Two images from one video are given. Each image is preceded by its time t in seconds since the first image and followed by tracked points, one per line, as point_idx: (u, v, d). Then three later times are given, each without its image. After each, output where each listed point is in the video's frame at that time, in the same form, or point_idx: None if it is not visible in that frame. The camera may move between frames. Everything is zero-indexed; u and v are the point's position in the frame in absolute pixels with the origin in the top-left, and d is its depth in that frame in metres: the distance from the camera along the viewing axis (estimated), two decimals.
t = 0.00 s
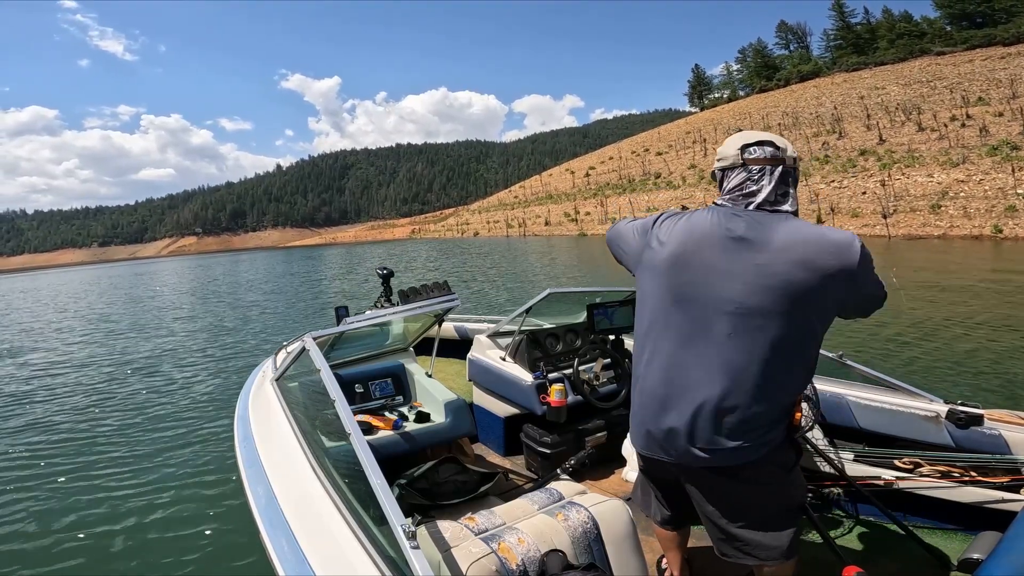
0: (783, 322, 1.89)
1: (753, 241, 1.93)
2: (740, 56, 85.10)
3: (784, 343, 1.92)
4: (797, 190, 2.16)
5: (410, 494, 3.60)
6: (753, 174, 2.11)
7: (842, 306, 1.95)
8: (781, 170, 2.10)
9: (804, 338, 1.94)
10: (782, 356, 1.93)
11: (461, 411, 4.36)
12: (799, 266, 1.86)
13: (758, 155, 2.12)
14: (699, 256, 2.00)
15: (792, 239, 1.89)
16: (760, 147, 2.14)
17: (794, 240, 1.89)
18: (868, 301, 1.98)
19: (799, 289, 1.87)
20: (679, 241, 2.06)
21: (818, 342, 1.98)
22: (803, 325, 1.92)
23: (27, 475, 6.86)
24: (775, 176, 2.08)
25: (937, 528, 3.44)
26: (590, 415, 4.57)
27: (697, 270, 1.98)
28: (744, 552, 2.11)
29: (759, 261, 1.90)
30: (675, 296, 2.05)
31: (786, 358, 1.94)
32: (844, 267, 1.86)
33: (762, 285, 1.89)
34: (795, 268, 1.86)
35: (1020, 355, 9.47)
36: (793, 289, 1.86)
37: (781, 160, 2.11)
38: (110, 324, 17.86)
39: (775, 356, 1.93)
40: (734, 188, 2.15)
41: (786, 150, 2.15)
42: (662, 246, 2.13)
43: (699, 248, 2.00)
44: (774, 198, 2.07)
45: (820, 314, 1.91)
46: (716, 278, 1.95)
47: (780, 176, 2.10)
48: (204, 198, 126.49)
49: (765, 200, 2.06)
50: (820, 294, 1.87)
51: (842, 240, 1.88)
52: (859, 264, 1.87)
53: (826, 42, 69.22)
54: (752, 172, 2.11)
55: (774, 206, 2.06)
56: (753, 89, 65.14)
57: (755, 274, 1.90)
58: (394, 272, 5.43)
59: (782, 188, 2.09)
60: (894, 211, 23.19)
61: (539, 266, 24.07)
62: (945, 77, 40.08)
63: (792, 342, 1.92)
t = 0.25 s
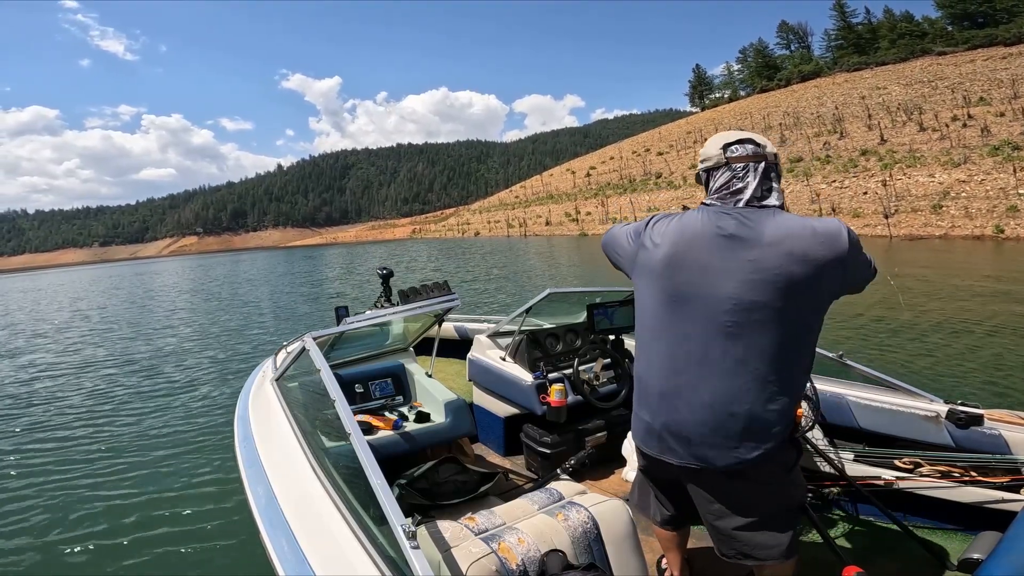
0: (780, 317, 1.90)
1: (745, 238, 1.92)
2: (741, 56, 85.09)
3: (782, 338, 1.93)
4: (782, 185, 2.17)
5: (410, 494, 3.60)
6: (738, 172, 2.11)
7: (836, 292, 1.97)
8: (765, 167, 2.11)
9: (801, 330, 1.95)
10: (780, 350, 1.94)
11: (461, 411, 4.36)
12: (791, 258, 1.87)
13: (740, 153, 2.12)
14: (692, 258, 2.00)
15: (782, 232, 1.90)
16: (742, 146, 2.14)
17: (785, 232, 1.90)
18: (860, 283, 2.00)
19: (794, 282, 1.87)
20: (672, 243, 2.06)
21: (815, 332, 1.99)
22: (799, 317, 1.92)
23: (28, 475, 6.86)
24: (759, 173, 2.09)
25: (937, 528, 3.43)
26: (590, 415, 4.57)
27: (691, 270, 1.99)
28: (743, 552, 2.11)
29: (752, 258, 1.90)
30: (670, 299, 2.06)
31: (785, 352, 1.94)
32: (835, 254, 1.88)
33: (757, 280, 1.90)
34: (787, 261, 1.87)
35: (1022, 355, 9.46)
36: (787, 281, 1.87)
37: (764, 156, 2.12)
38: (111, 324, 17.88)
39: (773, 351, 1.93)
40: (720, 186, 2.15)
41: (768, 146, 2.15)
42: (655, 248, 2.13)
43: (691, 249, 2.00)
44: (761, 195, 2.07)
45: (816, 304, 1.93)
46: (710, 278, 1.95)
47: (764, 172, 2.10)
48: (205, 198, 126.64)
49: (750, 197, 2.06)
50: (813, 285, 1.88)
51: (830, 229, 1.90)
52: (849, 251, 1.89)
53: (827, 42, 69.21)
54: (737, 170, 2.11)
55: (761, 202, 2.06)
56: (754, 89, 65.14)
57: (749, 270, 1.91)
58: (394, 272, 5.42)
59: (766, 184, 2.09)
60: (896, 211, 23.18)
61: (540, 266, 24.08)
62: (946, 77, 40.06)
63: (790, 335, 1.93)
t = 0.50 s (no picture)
0: (777, 317, 1.90)
1: (740, 237, 1.92)
2: (741, 55, 84.98)
3: (781, 337, 1.93)
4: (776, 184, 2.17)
5: (410, 494, 3.60)
6: (732, 172, 2.11)
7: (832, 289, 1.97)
8: (758, 166, 2.11)
9: (799, 329, 1.95)
10: (778, 349, 1.94)
11: (461, 411, 4.36)
12: (786, 257, 1.87)
13: (733, 153, 2.12)
14: (688, 258, 2.00)
15: (778, 230, 1.90)
16: (734, 146, 2.14)
17: (780, 230, 1.90)
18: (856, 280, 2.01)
19: (790, 282, 1.88)
20: (668, 243, 2.06)
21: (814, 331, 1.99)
22: (796, 316, 1.93)
23: (28, 475, 6.86)
24: (752, 173, 2.09)
25: (937, 528, 3.43)
26: (590, 415, 4.56)
27: (689, 271, 1.98)
28: (744, 553, 2.11)
29: (748, 257, 1.90)
30: (667, 300, 2.05)
31: (784, 350, 1.95)
32: (831, 252, 1.88)
33: (753, 280, 1.90)
34: (783, 261, 1.87)
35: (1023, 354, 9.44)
36: (783, 280, 1.87)
37: (756, 155, 2.12)
38: (112, 324, 17.88)
39: (771, 351, 1.94)
40: (714, 187, 2.15)
41: (760, 145, 2.15)
42: (651, 249, 2.13)
43: (687, 249, 2.00)
44: (754, 194, 2.07)
45: (812, 302, 1.93)
46: (706, 278, 1.95)
47: (757, 171, 2.10)
48: (206, 197, 126.73)
49: (744, 197, 2.06)
50: (808, 284, 1.89)
51: (824, 227, 1.91)
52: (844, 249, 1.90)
53: (828, 41, 69.12)
54: (729, 171, 2.11)
55: (755, 201, 2.06)
56: (754, 88, 65.07)
57: (745, 270, 1.91)
58: (394, 272, 5.42)
59: (759, 183, 2.10)
60: (897, 210, 23.14)
61: (541, 265, 24.07)
62: (947, 76, 40.00)
63: (788, 334, 1.93)
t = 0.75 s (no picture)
0: (778, 315, 1.89)
1: (737, 238, 1.92)
2: (742, 53, 84.88)
3: (781, 336, 1.92)
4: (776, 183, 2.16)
5: (410, 494, 3.60)
6: (731, 172, 2.11)
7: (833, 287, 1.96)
8: (758, 166, 2.10)
9: (800, 328, 1.94)
10: (779, 349, 1.93)
11: (461, 411, 4.36)
12: (786, 256, 1.86)
13: (733, 153, 2.11)
14: (688, 257, 1.99)
15: (777, 230, 1.89)
16: (733, 146, 2.14)
17: (780, 229, 1.90)
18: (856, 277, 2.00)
19: (789, 281, 1.87)
20: (668, 243, 2.05)
21: (814, 329, 1.98)
22: (797, 315, 1.92)
23: (29, 475, 6.87)
24: (752, 173, 2.08)
25: (937, 528, 3.43)
26: (591, 415, 4.56)
27: (688, 272, 1.99)
28: (744, 554, 2.10)
29: (748, 256, 1.90)
30: (668, 300, 2.05)
31: (784, 349, 1.94)
32: (832, 249, 1.88)
33: (752, 279, 1.89)
34: (783, 260, 1.87)
35: None
36: (784, 280, 1.86)
37: (755, 154, 2.12)
38: (113, 323, 17.91)
39: (772, 350, 1.93)
40: (714, 186, 2.14)
41: (760, 144, 2.15)
42: (652, 249, 2.13)
43: (687, 249, 2.00)
44: (755, 194, 2.07)
45: (813, 301, 1.92)
46: (704, 278, 1.95)
47: (756, 171, 2.10)
48: (207, 196, 126.71)
49: (743, 197, 2.06)
50: (809, 283, 1.88)
51: (825, 224, 1.90)
52: (845, 247, 1.89)
53: (828, 39, 69.03)
54: (730, 170, 2.11)
55: (755, 200, 2.06)
56: (755, 86, 64.99)
57: (743, 270, 1.91)
58: (393, 272, 5.41)
59: (760, 182, 2.09)
60: (899, 207, 23.13)
61: (542, 264, 24.08)
62: (948, 73, 39.96)
63: (788, 333, 1.93)
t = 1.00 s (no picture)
0: (779, 314, 1.89)
1: (738, 236, 1.92)
2: (742, 51, 84.78)
3: (783, 334, 1.92)
4: (775, 181, 2.16)
5: (411, 494, 3.60)
6: (730, 172, 2.10)
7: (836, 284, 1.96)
8: (757, 165, 2.10)
9: (801, 326, 1.94)
10: (781, 347, 1.93)
11: (460, 411, 4.36)
12: (786, 256, 1.86)
13: (731, 152, 2.11)
14: (688, 258, 1.99)
15: (777, 228, 1.89)
16: (733, 145, 2.13)
17: (780, 228, 1.89)
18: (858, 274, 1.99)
19: (791, 280, 1.87)
20: (668, 244, 2.06)
21: (817, 327, 1.98)
22: (799, 314, 1.92)
23: (30, 475, 6.88)
24: (752, 173, 2.08)
25: (937, 528, 3.43)
26: (591, 415, 4.56)
27: (687, 271, 1.99)
28: (745, 554, 2.11)
29: (747, 256, 1.90)
30: (668, 300, 2.05)
31: (787, 348, 1.94)
32: (833, 248, 1.87)
33: (752, 278, 1.89)
34: (783, 258, 1.86)
35: None
36: (783, 278, 1.86)
37: (755, 153, 2.11)
38: (115, 323, 17.95)
39: (774, 350, 1.93)
40: (714, 186, 2.14)
41: (759, 143, 2.15)
42: (651, 249, 2.13)
43: (687, 249, 2.00)
44: (755, 193, 2.06)
45: (814, 299, 1.92)
46: (703, 278, 1.96)
47: (756, 171, 2.09)
48: (208, 196, 126.83)
49: (743, 195, 2.06)
50: (810, 282, 1.88)
51: (824, 222, 1.90)
52: (845, 245, 1.89)
53: (829, 37, 68.91)
54: (728, 170, 2.10)
55: (754, 200, 2.06)
56: (756, 84, 64.93)
57: (743, 270, 1.90)
58: (393, 272, 5.41)
59: (759, 181, 2.09)
60: (900, 206, 23.11)
61: (543, 263, 24.09)
62: (949, 72, 39.89)
63: (790, 332, 1.92)
